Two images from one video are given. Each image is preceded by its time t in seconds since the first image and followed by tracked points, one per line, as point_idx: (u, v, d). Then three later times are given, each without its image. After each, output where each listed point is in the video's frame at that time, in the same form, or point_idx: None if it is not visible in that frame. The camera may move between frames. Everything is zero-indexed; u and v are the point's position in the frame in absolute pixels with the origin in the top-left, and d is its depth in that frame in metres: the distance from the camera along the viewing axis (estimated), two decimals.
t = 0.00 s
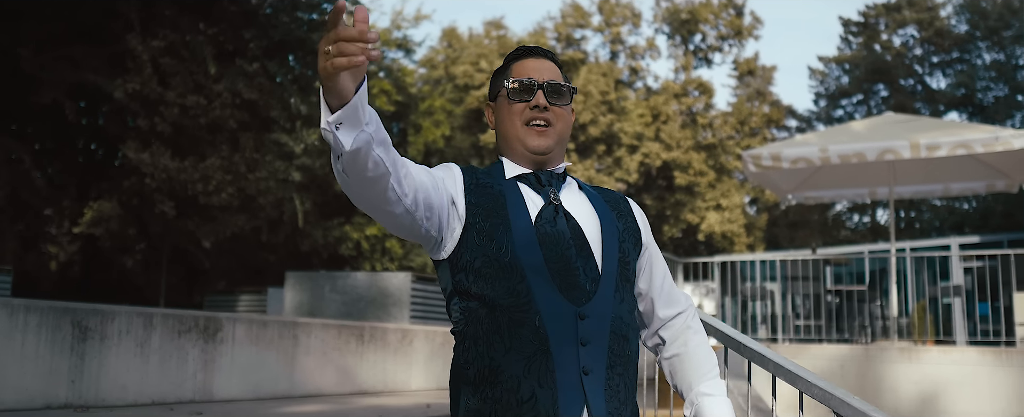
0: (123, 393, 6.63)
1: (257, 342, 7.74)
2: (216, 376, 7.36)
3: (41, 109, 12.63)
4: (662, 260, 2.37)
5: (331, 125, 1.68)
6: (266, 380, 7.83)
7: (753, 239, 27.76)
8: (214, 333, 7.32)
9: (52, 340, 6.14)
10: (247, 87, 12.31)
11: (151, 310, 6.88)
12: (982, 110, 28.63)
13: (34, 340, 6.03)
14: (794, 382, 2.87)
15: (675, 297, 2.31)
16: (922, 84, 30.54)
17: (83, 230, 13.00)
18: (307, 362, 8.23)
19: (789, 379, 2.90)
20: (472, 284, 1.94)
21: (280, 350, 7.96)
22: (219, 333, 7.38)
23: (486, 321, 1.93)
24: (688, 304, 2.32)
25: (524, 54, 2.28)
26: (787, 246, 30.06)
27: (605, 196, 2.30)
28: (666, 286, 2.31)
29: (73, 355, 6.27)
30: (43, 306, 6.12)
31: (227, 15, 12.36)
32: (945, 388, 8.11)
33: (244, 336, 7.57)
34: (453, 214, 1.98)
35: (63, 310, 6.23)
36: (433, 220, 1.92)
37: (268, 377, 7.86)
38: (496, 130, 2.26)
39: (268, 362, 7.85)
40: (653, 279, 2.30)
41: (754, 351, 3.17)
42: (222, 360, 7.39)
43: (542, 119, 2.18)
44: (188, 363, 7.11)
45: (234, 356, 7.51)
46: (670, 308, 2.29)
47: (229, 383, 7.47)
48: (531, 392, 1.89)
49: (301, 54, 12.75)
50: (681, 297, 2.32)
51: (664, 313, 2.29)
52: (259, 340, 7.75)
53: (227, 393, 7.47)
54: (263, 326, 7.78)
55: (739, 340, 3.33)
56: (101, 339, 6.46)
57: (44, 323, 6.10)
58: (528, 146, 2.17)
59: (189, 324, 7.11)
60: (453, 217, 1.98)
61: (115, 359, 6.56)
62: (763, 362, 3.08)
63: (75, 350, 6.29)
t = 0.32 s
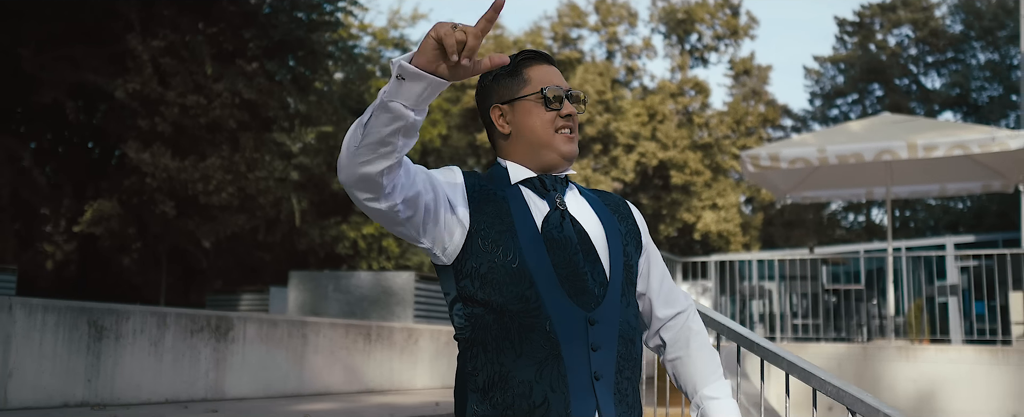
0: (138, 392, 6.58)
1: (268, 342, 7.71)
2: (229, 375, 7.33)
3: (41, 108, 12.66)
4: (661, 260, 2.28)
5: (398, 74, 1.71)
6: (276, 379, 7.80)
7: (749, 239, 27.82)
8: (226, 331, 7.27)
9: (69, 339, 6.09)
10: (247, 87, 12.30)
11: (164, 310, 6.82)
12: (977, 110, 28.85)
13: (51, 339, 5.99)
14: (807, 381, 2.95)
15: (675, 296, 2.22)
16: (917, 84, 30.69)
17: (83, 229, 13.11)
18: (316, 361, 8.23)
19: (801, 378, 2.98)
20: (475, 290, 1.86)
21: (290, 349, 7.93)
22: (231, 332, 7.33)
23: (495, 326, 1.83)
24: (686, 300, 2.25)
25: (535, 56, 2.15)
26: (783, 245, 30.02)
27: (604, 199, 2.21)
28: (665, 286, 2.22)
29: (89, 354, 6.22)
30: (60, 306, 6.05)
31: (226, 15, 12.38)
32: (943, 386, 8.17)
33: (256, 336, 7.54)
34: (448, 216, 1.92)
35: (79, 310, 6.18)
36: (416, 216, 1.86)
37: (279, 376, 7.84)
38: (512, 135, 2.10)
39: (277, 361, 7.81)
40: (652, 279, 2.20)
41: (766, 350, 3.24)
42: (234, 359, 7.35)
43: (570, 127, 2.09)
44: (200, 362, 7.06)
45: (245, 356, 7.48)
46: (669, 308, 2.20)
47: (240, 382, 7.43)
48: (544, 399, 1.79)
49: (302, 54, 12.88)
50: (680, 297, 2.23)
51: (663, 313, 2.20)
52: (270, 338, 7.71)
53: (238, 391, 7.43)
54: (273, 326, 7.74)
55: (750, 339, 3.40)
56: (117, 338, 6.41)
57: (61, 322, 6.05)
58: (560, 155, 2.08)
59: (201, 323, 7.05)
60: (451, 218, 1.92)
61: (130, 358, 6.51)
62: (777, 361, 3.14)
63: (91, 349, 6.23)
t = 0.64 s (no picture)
0: (147, 392, 6.56)
1: (275, 341, 7.68)
2: (236, 374, 7.30)
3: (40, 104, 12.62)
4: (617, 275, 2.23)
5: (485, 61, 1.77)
6: (282, 378, 7.77)
7: (746, 236, 27.80)
8: (234, 330, 7.23)
9: (78, 339, 6.07)
10: (246, 83, 12.21)
11: (172, 309, 6.81)
12: (973, 107, 28.90)
13: (60, 339, 5.98)
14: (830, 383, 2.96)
15: (633, 317, 2.20)
16: (912, 81, 30.66)
17: (82, 227, 13.31)
18: (323, 360, 8.19)
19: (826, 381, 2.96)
20: (455, 288, 1.72)
21: (297, 348, 7.89)
22: (238, 331, 7.30)
23: (476, 328, 1.70)
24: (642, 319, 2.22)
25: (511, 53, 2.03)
26: (779, 242, 30.01)
27: (580, 213, 2.13)
28: (623, 306, 2.18)
29: (98, 353, 6.20)
30: (69, 306, 6.03)
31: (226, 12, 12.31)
32: (944, 385, 8.19)
33: (263, 335, 7.50)
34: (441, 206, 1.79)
35: (89, 310, 6.17)
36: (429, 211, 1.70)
37: (285, 375, 7.81)
38: (483, 129, 1.97)
39: (284, 361, 7.78)
40: (613, 294, 2.17)
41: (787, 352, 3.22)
42: (241, 358, 7.32)
43: (542, 120, 1.97)
44: (208, 362, 7.03)
45: (252, 354, 7.46)
46: (628, 326, 2.18)
47: (248, 381, 7.40)
48: (522, 407, 1.68)
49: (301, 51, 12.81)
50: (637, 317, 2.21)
51: (622, 331, 2.17)
52: (277, 337, 7.67)
53: (245, 391, 7.41)
54: (281, 325, 7.70)
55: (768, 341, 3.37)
56: (126, 338, 6.39)
57: (70, 322, 6.03)
58: (531, 148, 1.94)
59: (209, 322, 7.02)
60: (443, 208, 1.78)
61: (139, 357, 6.49)
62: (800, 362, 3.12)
63: (100, 348, 6.21)
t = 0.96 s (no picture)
0: (152, 393, 6.50)
1: (281, 340, 7.60)
2: (242, 374, 7.24)
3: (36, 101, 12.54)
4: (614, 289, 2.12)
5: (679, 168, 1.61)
6: (288, 379, 7.69)
7: (743, 234, 27.73)
8: (239, 331, 7.16)
9: (83, 340, 6.02)
10: (245, 80, 12.09)
11: (178, 309, 6.74)
12: (969, 105, 28.99)
13: (65, 340, 5.92)
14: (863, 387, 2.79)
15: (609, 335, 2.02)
16: (909, 79, 30.56)
17: (81, 224, 13.28)
18: (329, 360, 8.11)
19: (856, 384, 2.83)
20: (508, 278, 1.60)
21: (302, 348, 7.81)
22: (244, 331, 7.22)
23: (528, 318, 1.59)
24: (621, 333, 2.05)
25: (510, 33, 1.92)
26: (776, 240, 29.98)
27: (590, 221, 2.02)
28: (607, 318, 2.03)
29: (102, 354, 6.14)
30: (73, 306, 5.97)
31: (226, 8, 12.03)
32: (949, 384, 8.08)
33: (268, 335, 7.42)
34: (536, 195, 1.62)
35: (93, 310, 6.10)
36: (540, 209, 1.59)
37: (291, 375, 7.74)
38: (480, 111, 1.87)
39: (290, 361, 7.70)
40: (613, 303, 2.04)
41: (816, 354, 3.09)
42: (246, 357, 7.26)
43: (538, 99, 1.84)
44: (213, 362, 6.97)
45: (258, 355, 7.38)
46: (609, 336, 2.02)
47: (254, 382, 7.34)
48: (579, 404, 1.59)
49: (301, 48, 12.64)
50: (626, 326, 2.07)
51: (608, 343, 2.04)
52: (282, 337, 7.59)
53: (250, 392, 7.34)
54: (286, 325, 7.62)
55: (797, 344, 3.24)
56: (130, 338, 6.33)
57: (74, 323, 5.97)
58: (526, 127, 1.82)
59: (215, 323, 6.96)
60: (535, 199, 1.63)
61: (144, 358, 6.43)
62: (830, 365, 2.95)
63: (104, 349, 6.15)
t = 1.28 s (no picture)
0: (155, 394, 6.43)
1: (284, 340, 7.55)
2: (246, 375, 7.19)
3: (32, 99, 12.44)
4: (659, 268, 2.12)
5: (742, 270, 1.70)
6: (292, 379, 7.64)
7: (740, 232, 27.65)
8: (243, 330, 7.12)
9: (85, 340, 5.95)
10: (243, 77, 12.02)
11: (181, 308, 6.68)
12: (965, 103, 29.08)
13: (67, 340, 5.85)
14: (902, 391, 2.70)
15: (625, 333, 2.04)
16: (905, 78, 30.63)
17: (78, 222, 13.31)
18: (332, 360, 8.05)
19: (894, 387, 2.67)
20: (585, 287, 1.59)
21: (306, 348, 7.76)
22: (248, 331, 7.18)
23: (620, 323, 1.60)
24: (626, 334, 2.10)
25: (560, 24, 1.95)
26: (773, 239, 29.96)
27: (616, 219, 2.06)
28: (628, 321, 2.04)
29: (105, 355, 6.07)
30: (74, 306, 5.89)
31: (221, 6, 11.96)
32: (953, 382, 8.01)
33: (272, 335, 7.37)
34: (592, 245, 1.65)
35: (95, 310, 6.03)
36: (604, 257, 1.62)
37: (295, 376, 7.68)
38: (532, 104, 1.90)
39: (294, 361, 7.65)
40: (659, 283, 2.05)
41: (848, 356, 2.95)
42: (250, 358, 7.21)
43: (593, 95, 1.88)
44: (217, 362, 6.91)
45: (262, 355, 7.33)
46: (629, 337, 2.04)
47: (257, 382, 7.29)
48: (652, 410, 1.62)
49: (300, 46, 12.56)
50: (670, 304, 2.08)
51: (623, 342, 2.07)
52: (286, 337, 7.54)
53: (255, 393, 7.29)
54: (290, 325, 7.57)
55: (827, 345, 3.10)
56: (133, 338, 6.27)
57: (77, 322, 5.90)
58: (584, 122, 1.86)
59: (218, 322, 6.91)
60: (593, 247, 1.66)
61: (147, 358, 6.36)
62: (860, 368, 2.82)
63: (108, 349, 6.09)
